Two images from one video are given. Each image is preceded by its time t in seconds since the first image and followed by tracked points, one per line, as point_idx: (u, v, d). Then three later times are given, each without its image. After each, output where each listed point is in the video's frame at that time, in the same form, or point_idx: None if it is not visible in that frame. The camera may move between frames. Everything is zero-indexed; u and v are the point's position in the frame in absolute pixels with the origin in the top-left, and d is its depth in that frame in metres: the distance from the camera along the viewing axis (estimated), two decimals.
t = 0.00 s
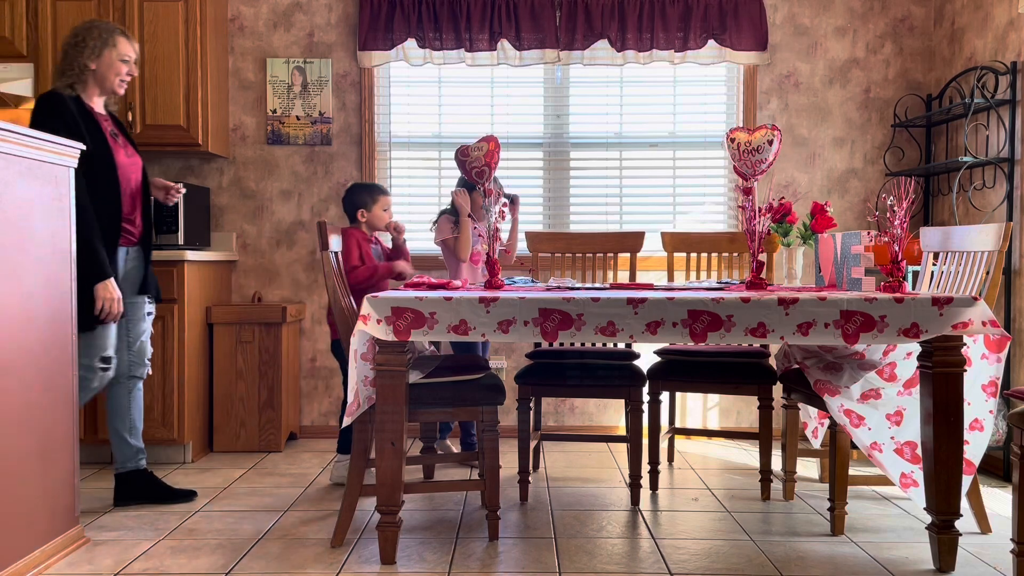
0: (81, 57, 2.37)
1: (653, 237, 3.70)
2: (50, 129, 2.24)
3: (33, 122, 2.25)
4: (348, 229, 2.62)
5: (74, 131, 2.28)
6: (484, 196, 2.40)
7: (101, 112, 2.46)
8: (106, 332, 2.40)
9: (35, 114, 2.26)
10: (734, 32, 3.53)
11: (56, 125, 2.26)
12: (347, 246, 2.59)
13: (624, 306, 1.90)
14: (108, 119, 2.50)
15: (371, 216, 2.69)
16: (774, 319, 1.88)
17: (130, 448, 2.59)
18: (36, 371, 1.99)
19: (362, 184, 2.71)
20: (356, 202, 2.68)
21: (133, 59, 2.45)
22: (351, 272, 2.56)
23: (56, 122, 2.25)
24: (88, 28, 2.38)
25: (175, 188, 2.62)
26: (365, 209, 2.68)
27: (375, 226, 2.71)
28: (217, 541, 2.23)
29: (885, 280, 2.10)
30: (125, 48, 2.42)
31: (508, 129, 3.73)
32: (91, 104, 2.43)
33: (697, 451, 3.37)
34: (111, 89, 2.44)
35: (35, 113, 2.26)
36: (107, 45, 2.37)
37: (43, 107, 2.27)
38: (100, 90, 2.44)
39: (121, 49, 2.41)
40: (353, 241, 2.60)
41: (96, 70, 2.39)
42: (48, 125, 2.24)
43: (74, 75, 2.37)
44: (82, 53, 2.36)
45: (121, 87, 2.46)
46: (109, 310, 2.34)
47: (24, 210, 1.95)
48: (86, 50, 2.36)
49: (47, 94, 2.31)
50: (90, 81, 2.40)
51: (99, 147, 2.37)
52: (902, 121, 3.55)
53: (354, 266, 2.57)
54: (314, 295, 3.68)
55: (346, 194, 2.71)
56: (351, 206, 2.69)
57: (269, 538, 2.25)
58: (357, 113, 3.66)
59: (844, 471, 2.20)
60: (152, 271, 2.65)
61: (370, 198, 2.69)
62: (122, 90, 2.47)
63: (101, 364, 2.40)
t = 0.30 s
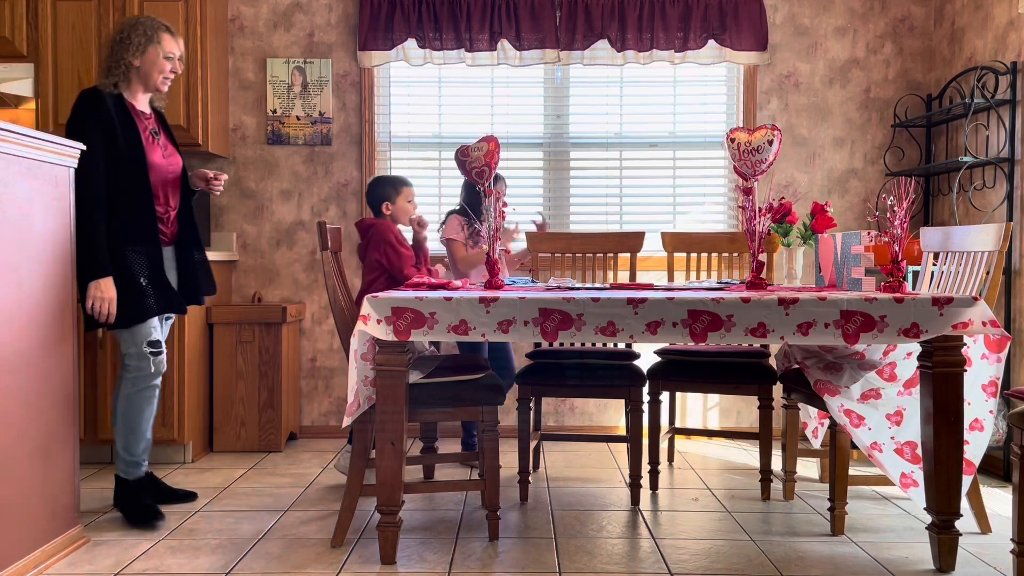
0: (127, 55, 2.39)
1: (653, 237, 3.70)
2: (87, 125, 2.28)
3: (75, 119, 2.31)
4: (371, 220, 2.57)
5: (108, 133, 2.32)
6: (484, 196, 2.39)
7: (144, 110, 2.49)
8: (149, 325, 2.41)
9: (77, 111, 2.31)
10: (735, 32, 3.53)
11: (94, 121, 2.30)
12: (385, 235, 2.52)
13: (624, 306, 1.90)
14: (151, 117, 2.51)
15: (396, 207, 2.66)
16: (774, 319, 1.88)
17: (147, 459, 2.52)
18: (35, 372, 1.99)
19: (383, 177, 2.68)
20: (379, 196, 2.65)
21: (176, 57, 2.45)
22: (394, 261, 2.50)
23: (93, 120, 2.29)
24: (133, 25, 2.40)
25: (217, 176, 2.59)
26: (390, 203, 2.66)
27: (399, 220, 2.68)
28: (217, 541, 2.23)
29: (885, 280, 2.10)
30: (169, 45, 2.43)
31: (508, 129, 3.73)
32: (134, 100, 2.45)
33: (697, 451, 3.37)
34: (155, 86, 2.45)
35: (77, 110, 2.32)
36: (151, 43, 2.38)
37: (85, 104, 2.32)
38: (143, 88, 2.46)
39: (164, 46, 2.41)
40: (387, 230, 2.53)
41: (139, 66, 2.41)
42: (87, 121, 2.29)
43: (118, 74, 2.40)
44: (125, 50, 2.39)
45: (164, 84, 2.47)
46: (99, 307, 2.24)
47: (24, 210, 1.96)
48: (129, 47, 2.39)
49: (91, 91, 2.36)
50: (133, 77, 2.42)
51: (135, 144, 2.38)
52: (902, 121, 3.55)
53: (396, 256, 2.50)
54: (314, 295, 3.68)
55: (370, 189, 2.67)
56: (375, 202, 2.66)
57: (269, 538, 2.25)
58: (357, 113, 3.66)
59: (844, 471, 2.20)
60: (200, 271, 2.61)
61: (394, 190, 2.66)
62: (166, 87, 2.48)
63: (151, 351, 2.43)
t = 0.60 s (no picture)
0: (144, 46, 2.26)
1: (653, 237, 3.70)
2: (112, 122, 2.14)
3: (95, 115, 2.15)
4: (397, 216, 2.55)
5: (136, 127, 2.19)
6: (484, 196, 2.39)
7: (162, 104, 2.36)
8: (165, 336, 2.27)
9: (97, 106, 2.16)
10: (735, 32, 3.53)
11: (120, 117, 2.16)
12: (406, 235, 2.50)
13: (624, 306, 1.90)
14: (169, 113, 2.40)
15: (426, 212, 2.62)
16: (774, 319, 1.88)
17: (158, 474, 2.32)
18: (35, 373, 1.99)
19: (423, 179, 2.64)
20: (411, 196, 2.62)
21: (196, 49, 2.34)
22: (405, 263, 2.48)
23: (120, 116, 2.16)
24: (152, 16, 2.28)
25: (225, 182, 2.47)
26: (420, 204, 2.61)
27: (426, 223, 2.64)
28: (217, 541, 2.23)
29: (885, 280, 2.10)
30: (188, 37, 2.32)
31: (508, 129, 3.73)
32: (154, 95, 2.32)
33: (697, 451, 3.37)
34: (173, 80, 2.33)
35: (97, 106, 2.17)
36: (172, 35, 2.27)
37: (106, 98, 2.17)
38: (162, 81, 2.33)
39: (184, 38, 2.30)
40: (411, 233, 2.50)
41: (158, 59, 2.29)
42: (111, 118, 2.14)
43: (138, 66, 2.26)
44: (142, 41, 2.26)
45: (182, 78, 2.36)
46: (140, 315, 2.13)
47: (24, 210, 1.96)
48: (147, 38, 2.26)
49: (114, 84, 2.21)
50: (152, 71, 2.29)
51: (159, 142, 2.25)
52: (902, 121, 3.55)
53: (409, 259, 2.49)
54: (314, 295, 3.68)
55: (404, 185, 2.64)
56: (406, 199, 2.63)
57: (269, 538, 2.25)
58: (357, 113, 3.66)
59: (844, 472, 2.20)
60: (214, 272, 2.52)
61: (427, 195, 2.62)
62: (183, 81, 2.37)
63: (166, 362, 2.27)
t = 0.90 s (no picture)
0: (147, 36, 2.26)
1: (653, 237, 3.70)
2: (126, 116, 2.12)
3: (105, 106, 2.13)
4: (410, 216, 2.57)
5: (146, 120, 2.18)
6: (485, 196, 2.39)
7: (162, 97, 2.35)
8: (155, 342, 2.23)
9: (106, 99, 2.13)
10: (735, 32, 3.53)
11: (132, 111, 2.14)
12: (413, 236, 2.50)
13: (624, 306, 1.90)
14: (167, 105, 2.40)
15: (438, 220, 2.60)
16: (774, 319, 1.88)
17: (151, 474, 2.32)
18: (35, 373, 1.99)
19: (442, 187, 2.63)
20: (427, 201, 2.61)
21: (199, 41, 2.36)
22: (405, 263, 2.49)
23: (132, 107, 2.15)
24: (156, 6, 2.27)
25: (232, 174, 2.53)
26: (434, 210, 2.60)
27: (436, 230, 2.63)
28: (217, 541, 2.23)
29: (885, 280, 2.10)
30: (192, 29, 2.33)
31: (508, 129, 3.73)
32: (155, 87, 2.32)
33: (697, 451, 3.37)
34: (173, 72, 2.33)
35: (106, 99, 2.13)
36: (178, 25, 2.28)
37: (114, 90, 2.14)
38: (162, 74, 2.33)
39: (188, 30, 2.32)
40: (417, 234, 2.51)
41: (161, 51, 2.29)
42: (125, 112, 2.12)
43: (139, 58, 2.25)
44: (147, 32, 2.25)
45: (183, 71, 2.36)
46: (191, 306, 2.15)
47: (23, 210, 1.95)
48: (152, 29, 2.26)
49: (122, 75, 2.20)
50: (155, 62, 2.29)
51: (164, 136, 2.26)
52: (902, 121, 3.55)
53: (410, 259, 2.49)
54: (314, 295, 3.68)
55: (422, 188, 2.63)
56: (421, 202, 2.62)
57: (269, 538, 2.25)
58: (357, 113, 3.66)
59: (844, 472, 2.20)
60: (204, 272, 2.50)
61: (443, 203, 2.60)
62: (185, 73, 2.38)
63: (152, 367, 2.23)
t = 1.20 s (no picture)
0: (145, 34, 2.23)
1: (653, 237, 3.70)
2: (128, 116, 2.12)
3: (106, 106, 2.12)
4: (415, 217, 2.57)
5: (147, 120, 2.19)
6: (485, 196, 2.38)
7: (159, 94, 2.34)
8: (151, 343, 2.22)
9: (108, 99, 2.13)
10: (735, 32, 3.53)
11: (134, 111, 2.15)
12: (415, 236, 2.50)
13: (624, 306, 1.90)
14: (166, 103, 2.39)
15: (443, 224, 2.59)
16: (774, 319, 1.88)
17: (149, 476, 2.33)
18: (35, 373, 1.99)
19: (451, 192, 2.62)
20: (434, 204, 2.60)
21: (197, 40, 2.34)
22: (405, 263, 2.49)
23: (133, 107, 2.15)
24: (153, 4, 2.25)
25: (224, 177, 2.51)
26: (440, 214, 2.59)
27: (440, 234, 2.62)
28: (217, 541, 2.23)
29: (884, 280, 2.10)
30: (189, 27, 2.31)
31: (508, 129, 3.73)
32: (153, 85, 2.31)
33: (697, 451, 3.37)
34: (172, 71, 2.32)
35: (108, 98, 2.13)
36: (177, 24, 2.26)
37: (117, 90, 2.15)
38: (160, 72, 2.31)
39: (186, 28, 2.30)
40: (420, 236, 2.50)
41: (159, 49, 2.26)
42: (127, 112, 2.12)
43: (137, 56, 2.23)
44: (146, 31, 2.23)
45: (181, 70, 2.35)
46: (165, 318, 2.14)
47: (21, 210, 1.95)
48: (150, 28, 2.24)
49: (122, 74, 2.19)
50: (152, 62, 2.27)
51: (166, 136, 2.27)
52: (902, 121, 3.55)
53: (410, 260, 2.49)
54: (314, 295, 3.68)
55: (431, 190, 2.63)
56: (428, 204, 2.62)
57: (269, 538, 2.25)
58: (357, 113, 3.66)
59: (844, 472, 2.20)
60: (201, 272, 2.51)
61: (449, 207, 2.59)
62: (182, 72, 2.36)
63: (151, 368, 2.23)
